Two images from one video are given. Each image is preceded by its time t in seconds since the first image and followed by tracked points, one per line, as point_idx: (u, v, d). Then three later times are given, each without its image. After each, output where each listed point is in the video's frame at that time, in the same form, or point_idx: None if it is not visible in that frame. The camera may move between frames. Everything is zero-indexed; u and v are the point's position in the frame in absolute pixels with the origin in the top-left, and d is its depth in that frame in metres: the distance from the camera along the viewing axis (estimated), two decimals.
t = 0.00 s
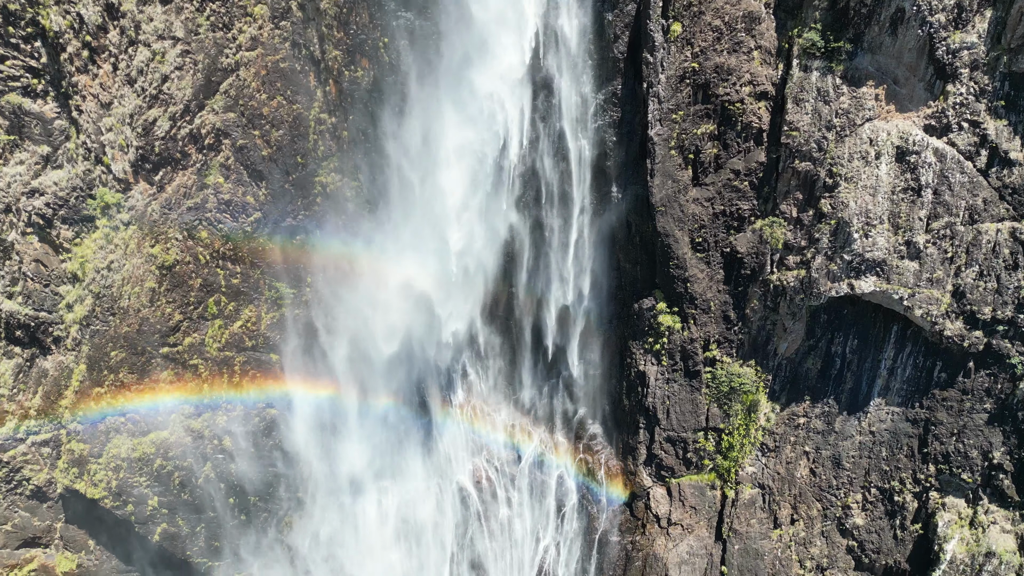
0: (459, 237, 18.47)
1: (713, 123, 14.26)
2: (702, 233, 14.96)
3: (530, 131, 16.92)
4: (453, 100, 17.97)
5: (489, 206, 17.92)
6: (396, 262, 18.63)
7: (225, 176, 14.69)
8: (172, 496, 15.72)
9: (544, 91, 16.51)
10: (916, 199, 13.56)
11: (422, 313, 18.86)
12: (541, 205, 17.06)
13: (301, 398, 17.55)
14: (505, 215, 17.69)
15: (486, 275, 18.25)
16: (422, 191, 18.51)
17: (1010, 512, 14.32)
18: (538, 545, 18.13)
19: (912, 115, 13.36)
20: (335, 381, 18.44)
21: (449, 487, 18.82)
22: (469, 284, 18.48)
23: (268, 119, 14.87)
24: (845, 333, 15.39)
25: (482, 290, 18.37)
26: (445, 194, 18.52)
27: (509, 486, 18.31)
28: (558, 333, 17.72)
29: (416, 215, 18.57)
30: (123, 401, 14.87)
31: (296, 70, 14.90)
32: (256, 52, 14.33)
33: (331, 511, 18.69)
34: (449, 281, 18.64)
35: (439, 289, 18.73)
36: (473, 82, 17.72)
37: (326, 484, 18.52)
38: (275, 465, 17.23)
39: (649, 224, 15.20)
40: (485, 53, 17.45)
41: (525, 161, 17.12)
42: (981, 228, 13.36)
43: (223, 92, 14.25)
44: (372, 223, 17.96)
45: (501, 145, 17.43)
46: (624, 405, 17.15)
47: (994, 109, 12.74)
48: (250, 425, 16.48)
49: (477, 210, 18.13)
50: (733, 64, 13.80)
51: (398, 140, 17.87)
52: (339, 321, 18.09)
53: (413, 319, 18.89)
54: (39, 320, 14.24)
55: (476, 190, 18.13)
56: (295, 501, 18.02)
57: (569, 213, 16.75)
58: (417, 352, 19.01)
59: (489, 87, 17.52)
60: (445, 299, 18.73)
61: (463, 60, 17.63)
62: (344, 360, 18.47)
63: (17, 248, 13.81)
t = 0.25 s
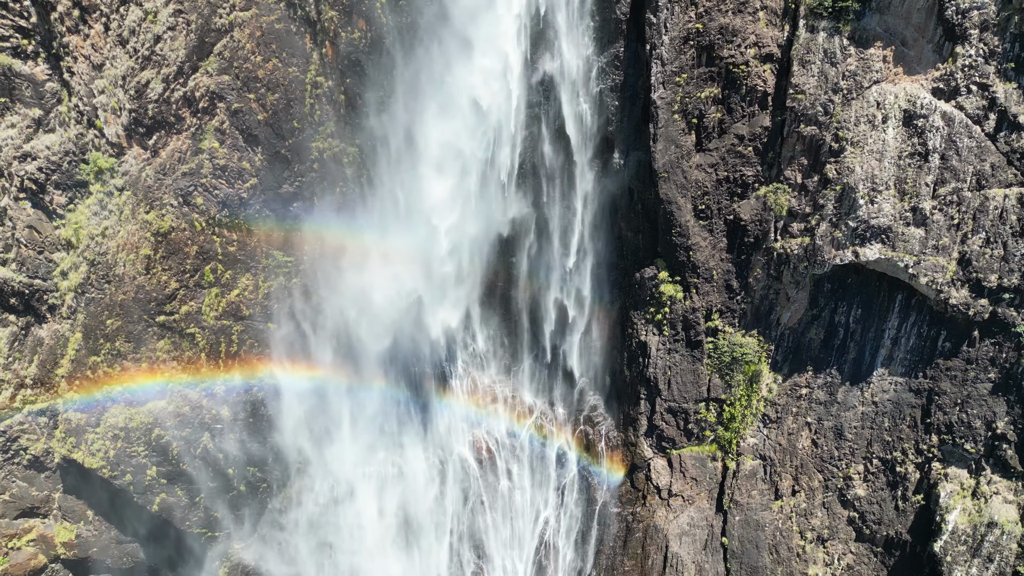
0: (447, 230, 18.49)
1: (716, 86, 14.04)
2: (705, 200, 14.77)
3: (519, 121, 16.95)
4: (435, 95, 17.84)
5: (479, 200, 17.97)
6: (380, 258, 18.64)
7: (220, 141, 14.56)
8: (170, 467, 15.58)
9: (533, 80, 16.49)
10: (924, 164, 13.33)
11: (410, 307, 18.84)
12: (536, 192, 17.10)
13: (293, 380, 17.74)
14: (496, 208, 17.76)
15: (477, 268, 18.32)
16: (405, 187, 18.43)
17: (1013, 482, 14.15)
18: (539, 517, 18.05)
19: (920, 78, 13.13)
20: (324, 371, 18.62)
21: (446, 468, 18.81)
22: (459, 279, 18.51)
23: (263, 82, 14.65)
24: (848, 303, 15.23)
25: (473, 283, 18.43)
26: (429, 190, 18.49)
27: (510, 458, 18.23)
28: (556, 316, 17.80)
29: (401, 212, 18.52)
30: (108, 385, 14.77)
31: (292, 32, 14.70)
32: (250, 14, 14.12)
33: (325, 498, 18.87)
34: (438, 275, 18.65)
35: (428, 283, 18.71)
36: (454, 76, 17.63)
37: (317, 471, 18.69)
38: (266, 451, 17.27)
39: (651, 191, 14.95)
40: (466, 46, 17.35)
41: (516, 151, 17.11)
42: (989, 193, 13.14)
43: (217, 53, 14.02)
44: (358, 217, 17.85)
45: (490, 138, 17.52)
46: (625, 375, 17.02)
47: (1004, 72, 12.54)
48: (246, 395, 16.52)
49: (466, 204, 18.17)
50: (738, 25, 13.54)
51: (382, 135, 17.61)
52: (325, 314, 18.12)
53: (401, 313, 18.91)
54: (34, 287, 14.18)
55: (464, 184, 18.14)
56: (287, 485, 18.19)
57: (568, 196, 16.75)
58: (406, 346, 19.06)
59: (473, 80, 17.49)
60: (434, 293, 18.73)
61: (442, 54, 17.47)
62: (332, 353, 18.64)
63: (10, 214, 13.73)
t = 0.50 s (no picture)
0: (439, 223, 18.34)
1: (721, 48, 13.87)
2: (709, 165, 14.61)
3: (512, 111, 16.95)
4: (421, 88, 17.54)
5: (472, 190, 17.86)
6: (368, 252, 18.37)
7: (214, 105, 14.29)
8: (168, 437, 15.61)
9: (525, 69, 16.61)
10: (931, 128, 13.10)
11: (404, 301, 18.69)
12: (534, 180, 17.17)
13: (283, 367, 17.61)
14: (490, 198, 17.69)
15: (472, 258, 18.22)
16: (391, 181, 18.16)
17: (1017, 453, 14.00)
18: (539, 489, 18.04)
19: (928, 39, 12.99)
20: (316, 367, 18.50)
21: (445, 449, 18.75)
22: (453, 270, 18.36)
23: (257, 44, 14.34)
24: (853, 272, 15.00)
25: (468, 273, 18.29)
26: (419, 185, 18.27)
27: (510, 430, 18.16)
28: (554, 300, 17.82)
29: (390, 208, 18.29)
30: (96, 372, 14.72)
31: None
32: None
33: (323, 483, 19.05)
34: (431, 269, 18.48)
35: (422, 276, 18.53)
36: (440, 69, 17.36)
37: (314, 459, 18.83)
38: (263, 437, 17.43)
39: (655, 156, 14.79)
40: (450, 36, 17.04)
41: (510, 140, 17.13)
42: (997, 157, 12.93)
43: (210, 14, 13.72)
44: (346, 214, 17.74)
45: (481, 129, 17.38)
46: (628, 346, 16.86)
47: (1014, 32, 12.39)
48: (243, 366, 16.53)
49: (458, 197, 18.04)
50: None
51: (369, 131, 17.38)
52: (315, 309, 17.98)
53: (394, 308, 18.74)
54: (28, 253, 14.01)
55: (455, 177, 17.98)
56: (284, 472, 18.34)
57: (570, 182, 16.78)
58: (399, 338, 18.85)
59: (460, 72, 17.29)
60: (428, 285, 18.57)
61: (426, 45, 17.10)
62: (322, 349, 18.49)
63: (2, 178, 13.52)
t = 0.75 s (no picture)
0: (429, 199, 18.11)
1: None
2: (713, 116, 14.34)
3: (508, 84, 16.65)
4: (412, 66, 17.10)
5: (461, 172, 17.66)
6: (357, 226, 18.19)
7: (206, 51, 14.37)
8: (167, 391, 16.10)
9: (523, 44, 16.15)
10: (942, 77, 12.81)
11: (399, 278, 18.83)
12: (534, 155, 17.08)
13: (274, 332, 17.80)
14: (486, 175, 17.56)
15: (466, 232, 18.19)
16: (378, 156, 17.71)
17: (1019, 408, 13.97)
18: (539, 444, 18.35)
19: None
20: (313, 342, 18.79)
21: (447, 409, 19.11)
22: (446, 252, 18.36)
23: None
24: (858, 226, 14.77)
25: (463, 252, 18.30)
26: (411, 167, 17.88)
27: (511, 386, 18.51)
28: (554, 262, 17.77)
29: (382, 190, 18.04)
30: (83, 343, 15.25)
31: None
32: None
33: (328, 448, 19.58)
34: (423, 245, 18.49)
35: (416, 254, 18.62)
36: (428, 40, 16.79)
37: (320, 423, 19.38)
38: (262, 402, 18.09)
39: (658, 105, 14.46)
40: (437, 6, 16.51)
41: (507, 113, 16.87)
42: (1008, 106, 12.71)
43: None
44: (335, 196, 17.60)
45: (474, 108, 17.12)
46: (629, 302, 16.76)
47: None
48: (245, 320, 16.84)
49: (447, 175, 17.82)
50: None
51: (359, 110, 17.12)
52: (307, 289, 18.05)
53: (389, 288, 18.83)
54: (19, 204, 14.77)
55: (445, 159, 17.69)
56: (290, 433, 18.96)
57: (569, 157, 16.73)
58: (392, 308, 19.07)
59: (449, 43, 16.82)
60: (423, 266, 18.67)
61: (412, 15, 16.47)
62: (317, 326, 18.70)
63: None
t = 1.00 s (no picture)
0: (418, 145, 17.64)
1: None
2: (721, 34, 13.84)
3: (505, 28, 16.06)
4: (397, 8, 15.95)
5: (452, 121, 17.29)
6: (343, 173, 17.71)
7: None
8: (165, 319, 16.35)
9: None
10: None
11: (390, 226, 18.55)
12: (534, 89, 16.76)
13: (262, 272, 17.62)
14: (482, 121, 17.21)
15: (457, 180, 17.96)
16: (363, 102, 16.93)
17: (1021, 335, 13.89)
18: (538, 374, 18.69)
19: None
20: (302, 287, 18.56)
21: (445, 347, 19.34)
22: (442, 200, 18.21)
23: None
24: (866, 150, 14.34)
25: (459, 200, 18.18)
26: (403, 119, 17.36)
27: (510, 317, 18.70)
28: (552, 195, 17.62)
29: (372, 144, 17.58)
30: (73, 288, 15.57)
31: None
32: None
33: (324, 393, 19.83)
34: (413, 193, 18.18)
35: (409, 204, 18.33)
36: None
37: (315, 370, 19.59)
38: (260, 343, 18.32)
39: (665, 21, 13.89)
40: None
41: (504, 58, 16.46)
42: None
43: None
44: (322, 151, 17.19)
45: (464, 53, 16.48)
46: (630, 231, 16.59)
47: None
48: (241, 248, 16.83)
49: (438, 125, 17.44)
50: None
51: (343, 58, 16.13)
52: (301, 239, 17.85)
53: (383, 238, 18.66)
54: (5, 124, 14.50)
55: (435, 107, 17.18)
56: (291, 368, 19.24)
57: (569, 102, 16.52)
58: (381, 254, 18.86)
59: None
60: (417, 216, 18.49)
61: None
62: (312, 280, 18.67)
63: None
